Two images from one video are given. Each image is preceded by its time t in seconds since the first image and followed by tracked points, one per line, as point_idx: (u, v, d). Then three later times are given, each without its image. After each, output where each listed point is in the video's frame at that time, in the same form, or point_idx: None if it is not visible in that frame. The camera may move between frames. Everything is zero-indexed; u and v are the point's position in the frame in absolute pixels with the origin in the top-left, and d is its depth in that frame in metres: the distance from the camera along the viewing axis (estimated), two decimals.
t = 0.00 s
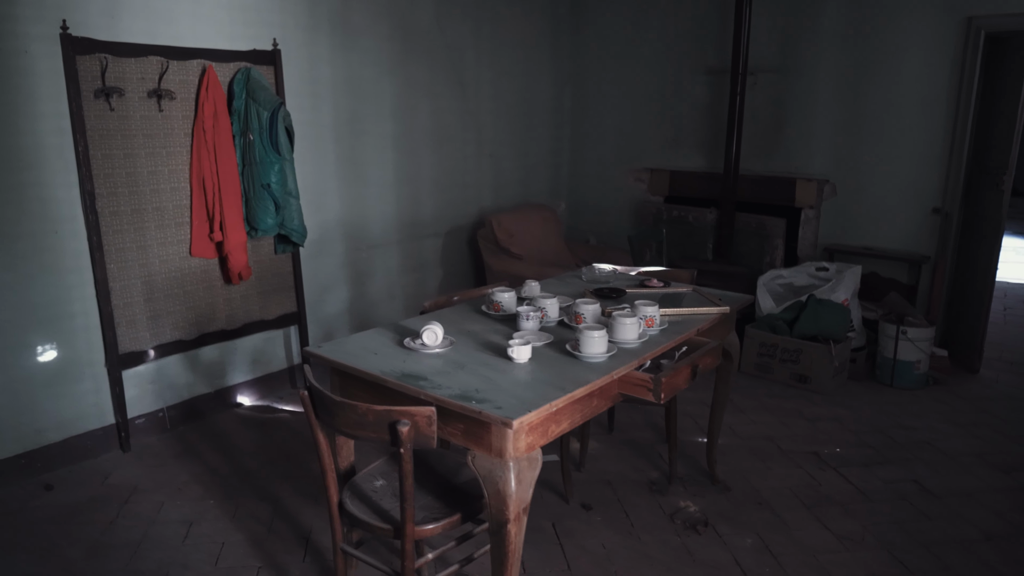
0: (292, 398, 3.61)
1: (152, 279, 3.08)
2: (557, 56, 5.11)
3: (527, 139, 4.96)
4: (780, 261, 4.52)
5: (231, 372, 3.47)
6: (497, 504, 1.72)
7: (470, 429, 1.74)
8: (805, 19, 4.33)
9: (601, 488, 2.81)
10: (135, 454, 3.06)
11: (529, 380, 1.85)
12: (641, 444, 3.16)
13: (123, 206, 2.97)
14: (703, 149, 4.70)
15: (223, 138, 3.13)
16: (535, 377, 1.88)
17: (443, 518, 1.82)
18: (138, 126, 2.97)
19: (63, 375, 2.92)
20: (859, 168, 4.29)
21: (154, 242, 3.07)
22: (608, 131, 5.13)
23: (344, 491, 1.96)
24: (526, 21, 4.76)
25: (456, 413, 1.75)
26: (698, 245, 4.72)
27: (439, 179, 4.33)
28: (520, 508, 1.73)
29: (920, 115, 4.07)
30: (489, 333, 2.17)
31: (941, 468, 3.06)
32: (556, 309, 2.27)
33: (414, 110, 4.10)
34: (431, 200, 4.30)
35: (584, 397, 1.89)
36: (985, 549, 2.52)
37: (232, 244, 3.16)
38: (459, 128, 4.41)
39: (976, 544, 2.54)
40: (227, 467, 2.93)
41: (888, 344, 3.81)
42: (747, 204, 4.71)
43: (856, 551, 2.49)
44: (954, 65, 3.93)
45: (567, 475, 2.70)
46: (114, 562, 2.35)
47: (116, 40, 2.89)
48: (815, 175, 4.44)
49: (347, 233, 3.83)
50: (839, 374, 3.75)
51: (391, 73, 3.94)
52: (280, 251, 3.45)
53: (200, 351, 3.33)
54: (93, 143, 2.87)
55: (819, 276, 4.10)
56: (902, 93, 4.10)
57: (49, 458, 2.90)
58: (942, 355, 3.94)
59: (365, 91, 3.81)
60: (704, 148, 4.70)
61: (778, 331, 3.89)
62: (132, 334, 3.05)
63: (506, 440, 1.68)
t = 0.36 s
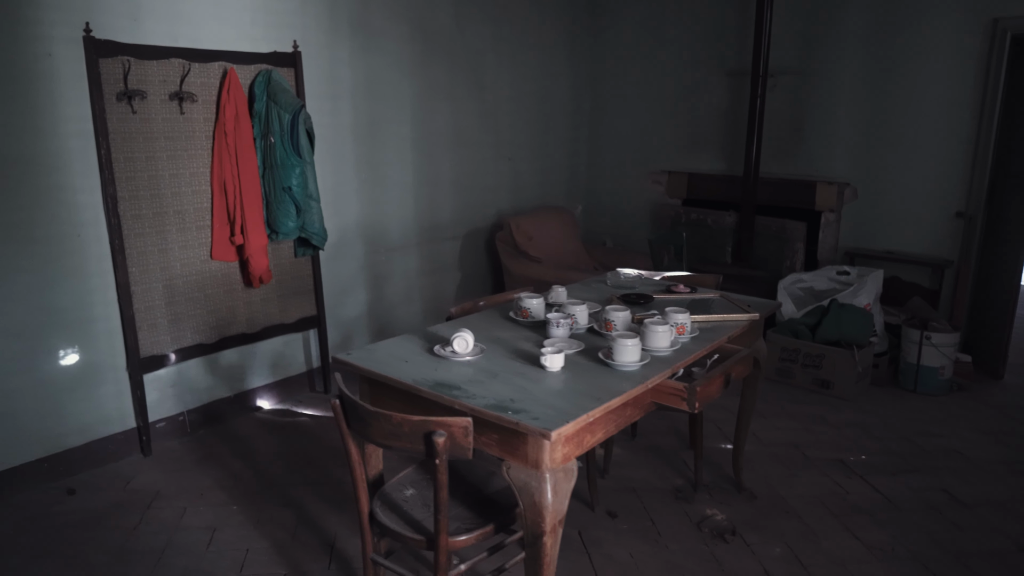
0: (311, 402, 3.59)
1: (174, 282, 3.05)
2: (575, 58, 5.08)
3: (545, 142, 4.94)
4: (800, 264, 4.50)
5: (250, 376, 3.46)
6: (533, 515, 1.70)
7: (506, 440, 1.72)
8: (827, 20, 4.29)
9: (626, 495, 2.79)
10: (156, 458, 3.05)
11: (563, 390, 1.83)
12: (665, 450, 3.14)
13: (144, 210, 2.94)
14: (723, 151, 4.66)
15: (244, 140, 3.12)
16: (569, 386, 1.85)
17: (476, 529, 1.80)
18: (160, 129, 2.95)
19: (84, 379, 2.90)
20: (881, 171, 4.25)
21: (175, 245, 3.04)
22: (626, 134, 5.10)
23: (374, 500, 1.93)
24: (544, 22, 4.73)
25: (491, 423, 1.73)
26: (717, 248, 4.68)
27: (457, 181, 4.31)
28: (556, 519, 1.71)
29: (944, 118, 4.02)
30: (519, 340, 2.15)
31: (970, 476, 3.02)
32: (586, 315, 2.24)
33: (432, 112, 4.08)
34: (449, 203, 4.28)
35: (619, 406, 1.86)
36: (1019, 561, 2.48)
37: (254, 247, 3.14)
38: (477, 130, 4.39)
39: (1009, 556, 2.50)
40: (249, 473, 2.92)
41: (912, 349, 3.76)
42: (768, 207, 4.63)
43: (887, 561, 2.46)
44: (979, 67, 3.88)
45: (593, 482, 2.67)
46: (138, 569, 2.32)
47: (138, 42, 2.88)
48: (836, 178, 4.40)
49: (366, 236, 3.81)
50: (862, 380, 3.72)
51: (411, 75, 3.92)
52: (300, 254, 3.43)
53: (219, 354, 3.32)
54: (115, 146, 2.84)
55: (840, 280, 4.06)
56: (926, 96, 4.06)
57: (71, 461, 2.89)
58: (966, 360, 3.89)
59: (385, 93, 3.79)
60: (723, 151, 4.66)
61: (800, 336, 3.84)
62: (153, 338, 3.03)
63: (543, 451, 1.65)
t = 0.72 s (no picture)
0: (338, 405, 3.59)
1: (203, 285, 3.05)
2: (599, 60, 5.06)
3: (569, 144, 4.91)
4: (829, 268, 4.30)
5: (278, 379, 3.47)
6: (574, 527, 1.68)
7: (546, 451, 1.69)
8: (857, 21, 4.23)
9: (657, 503, 2.76)
10: (185, 461, 3.06)
11: (602, 400, 1.80)
12: (695, 457, 3.10)
13: (174, 213, 2.94)
14: (750, 154, 4.62)
15: (274, 143, 3.10)
16: (609, 396, 1.82)
17: (515, 540, 1.77)
18: (190, 132, 2.95)
19: (114, 382, 2.92)
20: (912, 174, 4.18)
21: (205, 248, 3.04)
22: (651, 136, 5.06)
23: (411, 509, 1.91)
24: (569, 23, 4.70)
25: (531, 434, 1.71)
26: (744, 252, 4.55)
27: (482, 184, 4.29)
28: (597, 532, 1.68)
29: (977, 120, 3.94)
30: (555, 347, 2.13)
31: (1007, 486, 2.96)
32: (622, 323, 2.22)
33: (458, 114, 4.07)
34: (475, 206, 4.27)
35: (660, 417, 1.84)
36: None
37: (282, 250, 3.14)
38: (502, 132, 4.37)
39: None
40: (277, 476, 2.91)
41: (944, 356, 3.70)
42: (796, 210, 4.50)
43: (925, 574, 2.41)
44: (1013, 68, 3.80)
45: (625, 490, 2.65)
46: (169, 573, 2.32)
47: (169, 46, 2.89)
48: (866, 181, 4.34)
49: (392, 239, 3.80)
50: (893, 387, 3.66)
51: (437, 77, 3.90)
52: (328, 257, 3.43)
53: (247, 357, 3.32)
54: (146, 149, 2.84)
55: (870, 285, 4.01)
56: (958, 97, 3.98)
57: (101, 463, 2.90)
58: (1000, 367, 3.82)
59: (411, 95, 3.78)
60: (750, 153, 4.62)
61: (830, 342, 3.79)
62: (183, 341, 3.03)
63: (585, 463, 1.63)
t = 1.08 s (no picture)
0: (368, 408, 3.60)
1: (237, 287, 3.07)
2: (630, 61, 5.02)
3: (599, 146, 4.88)
4: (863, 274, 4.30)
5: (309, 381, 3.49)
6: (615, 539, 1.66)
7: (587, 461, 1.67)
8: (894, 21, 4.15)
9: (691, 512, 2.73)
10: (219, 462, 3.08)
11: (642, 409, 1.77)
12: (729, 465, 3.06)
13: (209, 215, 2.97)
14: (783, 157, 4.56)
15: (307, 146, 3.11)
16: (649, 406, 1.80)
17: (553, 550, 1.75)
18: (226, 135, 2.97)
19: (150, 383, 2.94)
20: (950, 178, 4.09)
21: (239, 250, 3.06)
22: (682, 138, 5.02)
23: (448, 517, 1.90)
24: (600, 25, 4.67)
25: (572, 444, 1.69)
26: (777, 255, 4.55)
27: (513, 186, 4.28)
28: (639, 544, 1.65)
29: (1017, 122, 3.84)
30: (593, 355, 2.11)
31: None
32: (660, 330, 2.20)
33: (489, 116, 4.06)
34: (506, 208, 4.26)
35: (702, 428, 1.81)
36: None
37: (315, 253, 3.15)
38: (533, 135, 4.36)
39: None
40: (310, 479, 2.93)
41: (983, 364, 3.61)
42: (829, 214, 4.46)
43: None
44: None
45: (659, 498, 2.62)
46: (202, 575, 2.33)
47: (206, 49, 2.91)
48: (902, 185, 4.26)
49: (423, 241, 3.80)
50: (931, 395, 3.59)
51: (469, 80, 3.90)
52: (360, 259, 3.43)
53: (279, 359, 3.34)
54: (182, 152, 2.87)
55: (906, 291, 3.94)
56: (997, 99, 3.88)
57: (136, 464, 2.94)
58: None
59: (443, 98, 3.78)
60: (783, 156, 4.56)
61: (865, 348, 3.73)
62: (216, 343, 3.05)
63: (627, 474, 1.61)
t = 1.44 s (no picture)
0: (399, 411, 3.62)
1: (271, 290, 3.11)
2: (663, 64, 4.99)
3: (631, 149, 4.86)
4: (900, 280, 4.30)
5: (342, 384, 3.52)
6: (651, 551, 1.64)
7: (624, 472, 1.67)
8: (934, 22, 4.05)
9: (724, 521, 2.70)
10: (253, 463, 3.13)
11: (679, 421, 1.76)
12: (762, 474, 3.03)
13: (245, 219, 3.00)
14: (818, 161, 4.49)
15: (342, 150, 3.14)
16: (686, 417, 1.78)
17: (587, 561, 1.74)
18: (262, 139, 3.00)
19: (186, 384, 2.99)
20: (991, 183, 3.99)
21: (274, 254, 3.10)
22: (715, 141, 4.97)
23: (482, 525, 1.90)
24: (632, 28, 4.65)
25: (609, 455, 1.68)
26: (812, 261, 4.50)
27: (545, 189, 4.28)
28: (675, 556, 1.64)
29: None
30: (629, 364, 2.10)
31: None
32: (696, 339, 2.18)
33: (522, 120, 4.06)
34: (537, 211, 4.26)
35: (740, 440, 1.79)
36: None
37: (349, 257, 3.17)
38: (565, 138, 4.35)
39: None
40: (342, 481, 2.95)
41: None
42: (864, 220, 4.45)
43: None
44: None
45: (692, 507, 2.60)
46: None
47: (243, 55, 2.95)
48: (941, 190, 4.16)
49: (455, 244, 3.81)
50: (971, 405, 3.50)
51: (502, 83, 3.90)
52: (393, 263, 3.45)
53: (313, 362, 3.38)
54: (220, 156, 2.91)
55: (944, 298, 3.86)
56: None
57: (172, 463, 2.99)
58: None
59: (476, 102, 3.79)
60: (818, 160, 4.49)
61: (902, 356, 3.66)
62: (251, 345, 3.09)
63: (664, 486, 1.59)
